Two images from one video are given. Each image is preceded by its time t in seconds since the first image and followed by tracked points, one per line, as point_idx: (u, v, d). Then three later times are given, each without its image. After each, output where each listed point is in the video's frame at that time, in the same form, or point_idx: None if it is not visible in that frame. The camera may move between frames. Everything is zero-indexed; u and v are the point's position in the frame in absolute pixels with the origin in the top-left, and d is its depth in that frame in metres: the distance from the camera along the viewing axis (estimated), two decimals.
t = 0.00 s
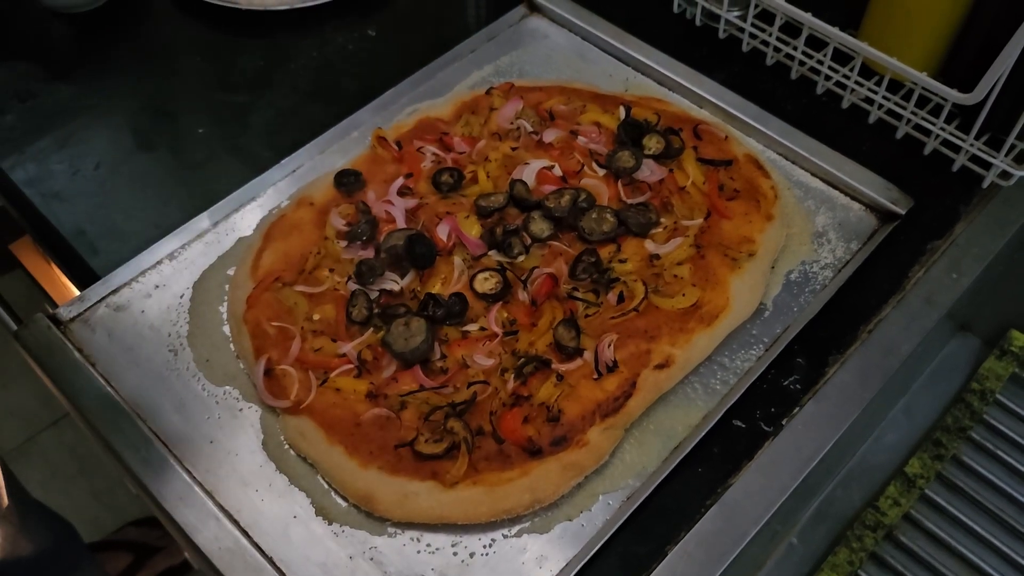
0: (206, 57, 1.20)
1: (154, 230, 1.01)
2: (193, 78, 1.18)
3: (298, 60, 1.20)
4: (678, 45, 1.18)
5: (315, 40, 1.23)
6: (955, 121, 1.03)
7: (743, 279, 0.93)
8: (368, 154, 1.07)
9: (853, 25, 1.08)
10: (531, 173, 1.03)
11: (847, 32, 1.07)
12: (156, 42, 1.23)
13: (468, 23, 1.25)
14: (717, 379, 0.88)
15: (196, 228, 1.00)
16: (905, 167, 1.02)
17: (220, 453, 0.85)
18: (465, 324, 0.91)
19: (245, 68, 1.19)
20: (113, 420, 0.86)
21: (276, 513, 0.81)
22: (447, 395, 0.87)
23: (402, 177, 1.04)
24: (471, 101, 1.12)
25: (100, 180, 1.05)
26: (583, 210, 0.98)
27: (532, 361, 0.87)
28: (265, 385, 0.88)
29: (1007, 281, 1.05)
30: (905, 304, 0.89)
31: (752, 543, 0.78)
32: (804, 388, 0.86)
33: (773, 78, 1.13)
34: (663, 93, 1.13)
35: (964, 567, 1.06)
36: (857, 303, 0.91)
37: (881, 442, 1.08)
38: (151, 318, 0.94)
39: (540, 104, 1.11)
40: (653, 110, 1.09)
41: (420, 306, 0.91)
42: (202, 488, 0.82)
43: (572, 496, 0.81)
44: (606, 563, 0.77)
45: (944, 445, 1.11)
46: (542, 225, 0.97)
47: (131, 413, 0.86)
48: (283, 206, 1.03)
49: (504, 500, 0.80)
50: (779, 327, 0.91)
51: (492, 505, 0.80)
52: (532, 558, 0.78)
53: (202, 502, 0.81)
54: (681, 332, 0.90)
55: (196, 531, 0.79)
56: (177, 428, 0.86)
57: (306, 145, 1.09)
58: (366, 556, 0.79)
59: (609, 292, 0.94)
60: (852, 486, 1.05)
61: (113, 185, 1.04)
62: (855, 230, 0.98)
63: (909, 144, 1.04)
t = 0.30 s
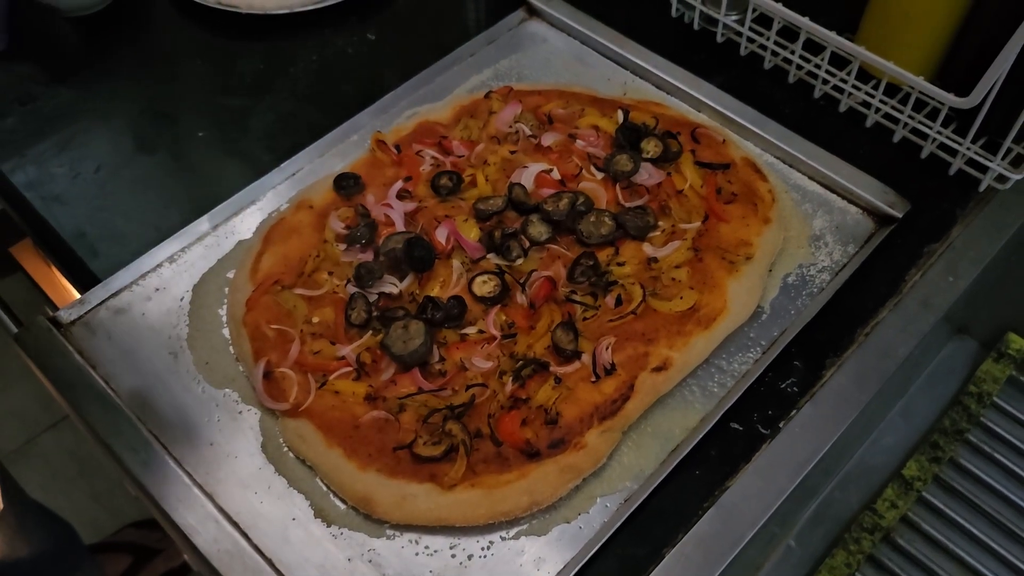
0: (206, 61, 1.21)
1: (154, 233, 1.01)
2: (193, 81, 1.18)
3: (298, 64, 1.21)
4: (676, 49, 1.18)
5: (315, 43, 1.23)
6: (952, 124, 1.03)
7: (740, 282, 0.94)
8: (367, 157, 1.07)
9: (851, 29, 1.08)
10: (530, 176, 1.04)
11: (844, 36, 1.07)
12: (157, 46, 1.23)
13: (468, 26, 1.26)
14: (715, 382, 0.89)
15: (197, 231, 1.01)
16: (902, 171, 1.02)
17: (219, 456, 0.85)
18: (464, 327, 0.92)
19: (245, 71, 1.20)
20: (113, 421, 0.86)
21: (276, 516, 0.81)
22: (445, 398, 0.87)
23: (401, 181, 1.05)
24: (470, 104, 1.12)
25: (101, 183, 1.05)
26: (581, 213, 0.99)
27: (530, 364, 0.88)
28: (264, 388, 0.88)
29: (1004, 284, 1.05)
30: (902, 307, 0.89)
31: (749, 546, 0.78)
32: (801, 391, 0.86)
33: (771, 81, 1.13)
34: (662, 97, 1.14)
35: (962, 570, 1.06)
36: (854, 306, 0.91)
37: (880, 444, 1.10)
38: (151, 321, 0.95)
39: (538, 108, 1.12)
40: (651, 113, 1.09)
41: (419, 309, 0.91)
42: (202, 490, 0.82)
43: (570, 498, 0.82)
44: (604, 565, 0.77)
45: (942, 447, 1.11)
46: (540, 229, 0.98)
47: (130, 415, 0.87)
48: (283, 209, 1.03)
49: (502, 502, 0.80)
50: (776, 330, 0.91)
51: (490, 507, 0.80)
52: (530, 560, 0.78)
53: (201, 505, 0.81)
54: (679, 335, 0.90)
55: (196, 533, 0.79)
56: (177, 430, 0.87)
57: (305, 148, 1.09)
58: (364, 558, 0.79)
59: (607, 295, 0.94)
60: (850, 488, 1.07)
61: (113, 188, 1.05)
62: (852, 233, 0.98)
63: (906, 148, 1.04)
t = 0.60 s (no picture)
0: (208, 61, 1.21)
1: (156, 232, 1.02)
2: (195, 81, 1.19)
3: (299, 64, 1.21)
4: (677, 49, 1.19)
5: (317, 43, 1.24)
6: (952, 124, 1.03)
7: (740, 281, 0.94)
8: (368, 156, 1.07)
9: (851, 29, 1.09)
10: (530, 176, 1.04)
11: (844, 36, 1.07)
12: (158, 46, 1.24)
13: (469, 27, 1.26)
14: (714, 381, 0.89)
15: (198, 230, 1.01)
16: (902, 171, 1.03)
17: (221, 453, 0.86)
18: (464, 326, 0.92)
19: (246, 71, 1.20)
20: (115, 419, 0.86)
21: (278, 513, 0.82)
22: (446, 396, 0.87)
23: (402, 180, 1.05)
24: (471, 104, 1.13)
25: (103, 182, 1.06)
26: (582, 212, 0.99)
27: (530, 363, 0.88)
28: (266, 386, 0.89)
29: (1004, 283, 1.05)
30: (901, 306, 0.89)
31: (749, 544, 0.78)
32: (800, 390, 0.87)
33: (771, 82, 1.13)
34: (662, 97, 1.14)
35: (962, 569, 1.07)
36: (854, 306, 0.92)
37: (880, 444, 1.10)
38: (153, 319, 0.95)
39: (539, 108, 1.12)
40: (651, 113, 1.10)
41: (420, 308, 0.92)
42: (204, 488, 0.83)
43: (570, 496, 0.82)
44: (604, 563, 0.78)
45: (942, 447, 1.12)
46: (541, 228, 0.98)
47: (132, 413, 0.87)
48: (284, 209, 1.03)
49: (503, 500, 0.80)
50: (776, 330, 0.92)
51: (490, 505, 0.80)
52: (531, 557, 0.79)
53: (203, 502, 0.81)
54: (679, 334, 0.91)
55: (197, 530, 0.80)
56: (179, 428, 0.87)
57: (306, 148, 1.10)
58: (366, 555, 0.79)
59: (607, 294, 0.94)
60: (850, 488, 1.07)
61: (116, 188, 1.05)
62: (852, 232, 0.98)
63: (906, 148, 1.05)
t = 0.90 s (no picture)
0: (209, 60, 1.21)
1: (158, 229, 1.02)
2: (197, 80, 1.19)
3: (301, 62, 1.21)
4: (678, 48, 1.19)
5: (319, 42, 1.24)
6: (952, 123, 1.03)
7: (741, 279, 0.94)
8: (370, 154, 1.08)
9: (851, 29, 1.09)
10: (531, 174, 1.04)
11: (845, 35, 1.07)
12: (161, 44, 1.24)
13: (470, 26, 1.26)
14: (715, 378, 0.89)
15: (200, 228, 1.01)
16: (902, 170, 1.03)
17: (223, 450, 0.86)
18: (466, 323, 0.92)
19: (249, 70, 1.20)
20: (117, 416, 0.86)
21: (279, 510, 0.82)
22: (448, 393, 0.88)
23: (404, 178, 1.05)
24: (472, 102, 1.13)
25: (105, 180, 1.06)
26: (583, 211, 0.99)
27: (532, 360, 0.88)
28: (268, 383, 0.89)
29: (1004, 283, 1.05)
30: (902, 304, 0.90)
31: (750, 541, 0.78)
32: (801, 387, 0.87)
33: (772, 81, 1.13)
34: (663, 96, 1.14)
35: (962, 567, 1.07)
36: (854, 304, 0.92)
37: (880, 442, 1.10)
38: (155, 317, 0.95)
39: (540, 106, 1.12)
40: (652, 112, 1.10)
41: (421, 306, 0.92)
42: (206, 484, 0.83)
43: (571, 493, 0.82)
44: (605, 559, 0.78)
45: (942, 446, 1.12)
46: (542, 226, 0.98)
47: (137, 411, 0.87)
48: (286, 207, 1.04)
49: (504, 497, 0.81)
50: (776, 328, 0.92)
51: (492, 502, 0.81)
52: (532, 554, 0.79)
53: (205, 498, 0.82)
54: (680, 332, 0.91)
55: (199, 526, 0.80)
56: (184, 426, 0.87)
57: (308, 146, 1.10)
58: (368, 551, 0.80)
59: (608, 292, 0.95)
60: (850, 486, 1.06)
61: (118, 185, 1.06)
62: (852, 231, 0.99)
63: (906, 147, 1.05)
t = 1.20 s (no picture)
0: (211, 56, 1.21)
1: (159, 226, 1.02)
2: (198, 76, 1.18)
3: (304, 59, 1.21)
4: (682, 45, 1.19)
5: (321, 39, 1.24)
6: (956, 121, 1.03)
7: (745, 276, 0.94)
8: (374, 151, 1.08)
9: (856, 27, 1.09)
10: (536, 171, 1.05)
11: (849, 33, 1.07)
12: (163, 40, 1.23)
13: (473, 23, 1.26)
14: (720, 375, 0.89)
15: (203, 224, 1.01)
16: (906, 166, 1.02)
17: (226, 446, 0.85)
18: (470, 319, 0.92)
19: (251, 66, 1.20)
20: (121, 413, 0.86)
21: (282, 506, 0.82)
22: (452, 388, 0.88)
23: (408, 175, 1.05)
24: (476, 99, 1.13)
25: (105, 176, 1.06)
26: (587, 207, 0.99)
27: (536, 356, 0.89)
28: (271, 379, 0.89)
29: (1007, 281, 1.05)
30: (906, 301, 0.89)
31: (754, 538, 0.77)
32: (806, 384, 0.86)
33: (776, 79, 1.13)
34: (668, 93, 1.14)
35: (965, 566, 1.07)
36: (858, 301, 0.91)
37: (884, 440, 1.09)
38: (158, 313, 0.95)
39: (544, 103, 1.12)
40: (656, 109, 1.10)
41: (426, 301, 0.92)
42: (209, 480, 0.83)
43: (576, 489, 0.82)
44: (608, 556, 0.77)
45: (945, 444, 1.12)
46: (547, 223, 0.98)
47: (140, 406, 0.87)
48: (289, 203, 1.03)
49: (509, 493, 0.81)
50: (781, 325, 0.92)
51: (496, 498, 0.81)
52: (537, 550, 0.79)
53: (209, 494, 0.82)
54: (684, 328, 0.91)
55: (203, 521, 0.80)
56: (187, 421, 0.87)
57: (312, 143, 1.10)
58: (372, 547, 0.79)
59: (613, 289, 0.95)
60: (854, 484, 1.05)
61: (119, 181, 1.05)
62: (857, 228, 0.98)
63: (910, 144, 1.04)
